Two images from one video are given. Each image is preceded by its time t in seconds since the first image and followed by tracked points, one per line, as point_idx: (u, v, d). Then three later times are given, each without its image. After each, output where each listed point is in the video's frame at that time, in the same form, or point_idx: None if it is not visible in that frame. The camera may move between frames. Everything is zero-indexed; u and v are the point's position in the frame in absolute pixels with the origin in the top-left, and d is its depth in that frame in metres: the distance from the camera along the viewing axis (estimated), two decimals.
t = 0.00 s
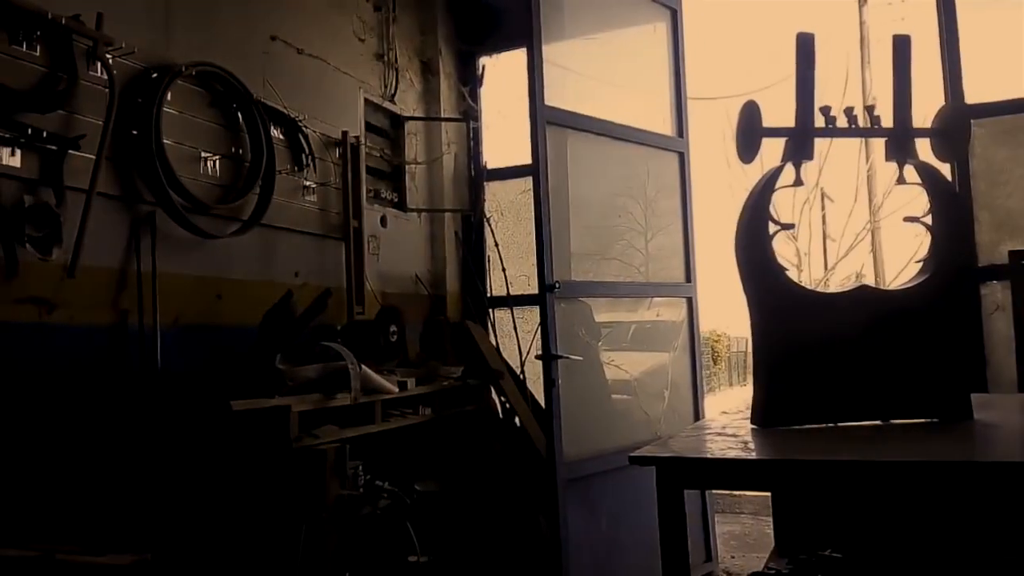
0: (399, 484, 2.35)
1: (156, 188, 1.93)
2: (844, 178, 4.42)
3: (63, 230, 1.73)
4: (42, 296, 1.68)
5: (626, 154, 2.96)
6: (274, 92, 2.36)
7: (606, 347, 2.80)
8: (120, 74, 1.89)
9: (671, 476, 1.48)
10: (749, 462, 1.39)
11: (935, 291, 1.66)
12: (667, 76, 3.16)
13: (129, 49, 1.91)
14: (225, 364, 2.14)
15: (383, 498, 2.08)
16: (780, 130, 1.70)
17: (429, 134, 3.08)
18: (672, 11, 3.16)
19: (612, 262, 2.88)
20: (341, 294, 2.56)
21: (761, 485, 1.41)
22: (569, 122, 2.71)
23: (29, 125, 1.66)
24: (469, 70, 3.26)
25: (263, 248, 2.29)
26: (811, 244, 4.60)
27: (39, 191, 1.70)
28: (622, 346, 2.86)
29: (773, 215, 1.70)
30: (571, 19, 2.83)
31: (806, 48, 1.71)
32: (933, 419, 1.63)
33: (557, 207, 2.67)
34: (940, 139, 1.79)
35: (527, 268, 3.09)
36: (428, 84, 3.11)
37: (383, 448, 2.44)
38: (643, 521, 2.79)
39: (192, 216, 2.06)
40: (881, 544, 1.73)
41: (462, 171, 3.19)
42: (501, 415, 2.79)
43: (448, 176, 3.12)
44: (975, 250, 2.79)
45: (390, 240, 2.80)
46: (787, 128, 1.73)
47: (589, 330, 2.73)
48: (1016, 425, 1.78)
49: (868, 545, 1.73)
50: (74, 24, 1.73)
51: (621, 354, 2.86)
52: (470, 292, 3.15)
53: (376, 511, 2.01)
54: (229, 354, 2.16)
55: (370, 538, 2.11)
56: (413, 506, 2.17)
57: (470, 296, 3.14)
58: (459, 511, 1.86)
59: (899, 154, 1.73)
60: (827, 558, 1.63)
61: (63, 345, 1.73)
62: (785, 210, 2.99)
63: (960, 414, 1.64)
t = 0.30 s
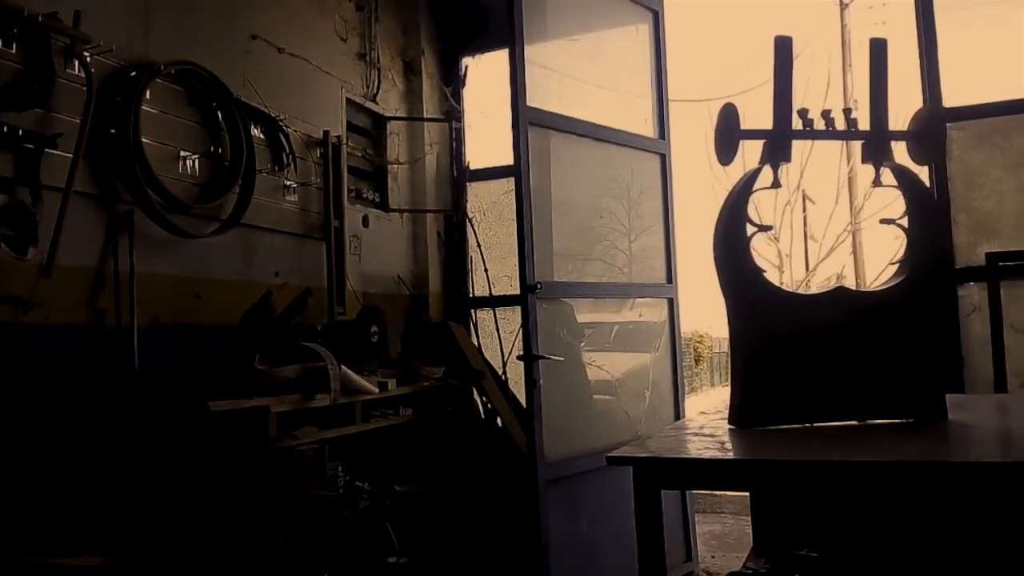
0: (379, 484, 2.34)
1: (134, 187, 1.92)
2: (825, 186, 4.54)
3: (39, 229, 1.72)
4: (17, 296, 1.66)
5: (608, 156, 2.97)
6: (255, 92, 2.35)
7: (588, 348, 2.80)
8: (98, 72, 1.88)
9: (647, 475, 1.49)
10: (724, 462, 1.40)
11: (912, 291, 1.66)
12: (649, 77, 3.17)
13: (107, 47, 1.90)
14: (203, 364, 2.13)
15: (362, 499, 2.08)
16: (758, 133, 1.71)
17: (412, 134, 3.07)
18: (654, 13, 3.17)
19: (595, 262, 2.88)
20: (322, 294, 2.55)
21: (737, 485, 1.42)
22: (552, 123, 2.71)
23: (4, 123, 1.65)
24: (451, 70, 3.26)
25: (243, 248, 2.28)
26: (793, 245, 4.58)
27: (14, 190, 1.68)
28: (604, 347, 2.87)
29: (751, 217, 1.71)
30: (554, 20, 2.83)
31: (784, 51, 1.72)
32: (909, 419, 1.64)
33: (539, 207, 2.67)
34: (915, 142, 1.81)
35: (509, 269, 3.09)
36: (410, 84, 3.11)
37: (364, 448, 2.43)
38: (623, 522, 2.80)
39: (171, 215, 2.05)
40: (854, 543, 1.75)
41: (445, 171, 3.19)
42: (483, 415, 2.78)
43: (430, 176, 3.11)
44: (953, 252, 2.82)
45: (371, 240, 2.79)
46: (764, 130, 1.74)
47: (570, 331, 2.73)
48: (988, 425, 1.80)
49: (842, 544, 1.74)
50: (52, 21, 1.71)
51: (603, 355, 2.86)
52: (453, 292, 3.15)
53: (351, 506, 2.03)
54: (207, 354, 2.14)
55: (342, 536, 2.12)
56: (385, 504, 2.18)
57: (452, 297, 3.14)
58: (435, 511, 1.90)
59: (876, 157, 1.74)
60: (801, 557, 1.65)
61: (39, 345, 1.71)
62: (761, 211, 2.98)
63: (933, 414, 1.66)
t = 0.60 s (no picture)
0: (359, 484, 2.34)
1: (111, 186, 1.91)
2: (806, 188, 4.54)
3: (13, 228, 1.70)
4: None
5: (589, 157, 2.98)
6: (234, 91, 2.34)
7: (569, 349, 2.81)
8: (75, 69, 1.86)
9: (624, 477, 1.49)
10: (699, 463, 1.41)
11: (888, 292, 1.67)
12: (630, 79, 3.18)
13: (84, 45, 1.88)
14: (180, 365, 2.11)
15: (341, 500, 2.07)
16: (734, 135, 1.72)
17: (393, 134, 3.07)
18: (635, 15, 3.19)
19: (576, 263, 2.90)
20: (302, 294, 2.54)
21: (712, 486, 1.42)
22: (533, 125, 2.71)
23: None
24: (433, 71, 3.25)
25: (222, 247, 2.27)
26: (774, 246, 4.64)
27: None
28: (584, 348, 2.88)
29: (727, 219, 1.73)
30: (536, 21, 2.83)
31: (761, 54, 1.74)
32: (884, 420, 1.65)
33: (520, 208, 2.68)
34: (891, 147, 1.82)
35: (490, 270, 3.09)
36: (392, 84, 3.10)
37: (344, 449, 2.42)
38: (602, 522, 2.81)
39: (148, 214, 2.03)
40: (828, 543, 1.76)
41: (426, 171, 3.19)
42: (463, 415, 2.80)
43: (411, 177, 3.11)
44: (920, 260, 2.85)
45: (352, 241, 2.79)
46: (741, 133, 1.75)
47: (551, 332, 2.74)
48: (960, 426, 1.82)
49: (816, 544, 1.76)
50: (27, 18, 1.69)
51: (583, 356, 2.87)
52: (434, 293, 3.15)
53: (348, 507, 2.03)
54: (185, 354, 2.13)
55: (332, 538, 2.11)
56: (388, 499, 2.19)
57: (433, 297, 3.14)
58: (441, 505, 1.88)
59: (851, 160, 1.76)
60: (775, 557, 1.66)
61: (13, 345, 1.70)
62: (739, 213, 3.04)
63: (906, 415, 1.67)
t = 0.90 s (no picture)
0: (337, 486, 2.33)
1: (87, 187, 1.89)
2: (785, 189, 4.53)
3: None
4: None
5: (570, 159, 2.99)
6: (213, 90, 2.33)
7: (549, 350, 2.81)
8: (50, 68, 1.84)
9: (600, 478, 1.49)
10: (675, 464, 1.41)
11: (863, 294, 1.68)
12: (610, 82, 3.20)
13: (60, 43, 1.86)
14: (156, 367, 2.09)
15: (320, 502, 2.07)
16: (711, 139, 1.73)
17: (374, 135, 3.06)
18: (615, 18, 3.21)
19: (558, 265, 2.90)
20: (281, 295, 2.53)
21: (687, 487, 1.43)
22: (514, 126, 2.71)
23: None
24: (414, 72, 3.25)
25: (200, 248, 2.25)
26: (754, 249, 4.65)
27: None
28: (565, 349, 2.88)
29: (704, 222, 1.74)
30: (517, 23, 2.84)
31: (738, 58, 1.75)
32: (857, 421, 1.66)
33: (501, 210, 2.68)
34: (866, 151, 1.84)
35: (471, 271, 3.08)
36: (373, 85, 3.09)
37: (323, 451, 2.41)
38: (582, 524, 2.82)
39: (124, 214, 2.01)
40: (802, 543, 1.78)
41: (407, 172, 3.19)
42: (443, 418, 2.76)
43: (392, 178, 3.10)
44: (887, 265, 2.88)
45: (332, 242, 2.78)
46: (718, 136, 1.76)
47: (531, 333, 2.74)
48: (931, 427, 1.85)
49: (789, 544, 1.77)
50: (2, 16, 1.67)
51: (564, 357, 2.88)
52: (415, 294, 3.15)
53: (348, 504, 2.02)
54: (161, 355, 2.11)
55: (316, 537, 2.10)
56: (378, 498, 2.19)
57: (413, 298, 3.14)
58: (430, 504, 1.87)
59: (826, 163, 1.77)
60: (749, 557, 1.67)
61: None
62: (718, 215, 3.04)
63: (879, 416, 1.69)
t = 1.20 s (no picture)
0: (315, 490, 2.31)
1: (61, 188, 1.86)
2: (762, 195, 4.63)
3: None
4: None
5: (550, 163, 2.99)
6: (191, 92, 2.31)
7: (529, 353, 2.82)
8: (24, 69, 1.82)
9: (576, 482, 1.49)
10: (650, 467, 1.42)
11: (836, 298, 1.69)
12: (589, 86, 3.21)
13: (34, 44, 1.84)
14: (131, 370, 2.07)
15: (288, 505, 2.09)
16: (687, 143, 1.74)
17: (353, 138, 3.05)
18: (594, 23, 3.22)
19: (538, 268, 2.91)
20: (259, 298, 2.52)
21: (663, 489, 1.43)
22: (494, 130, 2.72)
23: None
24: (395, 74, 3.24)
25: (176, 252, 2.23)
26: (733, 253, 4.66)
27: None
28: (545, 353, 2.89)
29: (681, 225, 1.75)
30: (497, 27, 2.84)
31: (714, 62, 1.76)
32: (831, 423, 1.68)
33: (482, 213, 2.68)
34: (842, 157, 1.85)
35: (450, 274, 3.10)
36: (352, 88, 3.08)
37: (301, 455, 2.39)
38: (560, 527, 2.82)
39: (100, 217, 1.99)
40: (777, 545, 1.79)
41: (387, 175, 3.18)
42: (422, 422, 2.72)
43: (372, 181, 3.09)
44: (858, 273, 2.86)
45: (311, 244, 2.76)
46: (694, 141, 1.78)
47: (510, 336, 2.74)
48: (903, 429, 1.87)
49: (765, 546, 1.78)
50: None
51: (543, 361, 2.88)
52: (395, 297, 3.14)
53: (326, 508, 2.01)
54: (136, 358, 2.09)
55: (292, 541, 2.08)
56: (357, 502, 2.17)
57: (394, 302, 3.13)
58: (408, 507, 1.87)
59: (801, 168, 1.79)
60: (724, 560, 1.68)
61: None
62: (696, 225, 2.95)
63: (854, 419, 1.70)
